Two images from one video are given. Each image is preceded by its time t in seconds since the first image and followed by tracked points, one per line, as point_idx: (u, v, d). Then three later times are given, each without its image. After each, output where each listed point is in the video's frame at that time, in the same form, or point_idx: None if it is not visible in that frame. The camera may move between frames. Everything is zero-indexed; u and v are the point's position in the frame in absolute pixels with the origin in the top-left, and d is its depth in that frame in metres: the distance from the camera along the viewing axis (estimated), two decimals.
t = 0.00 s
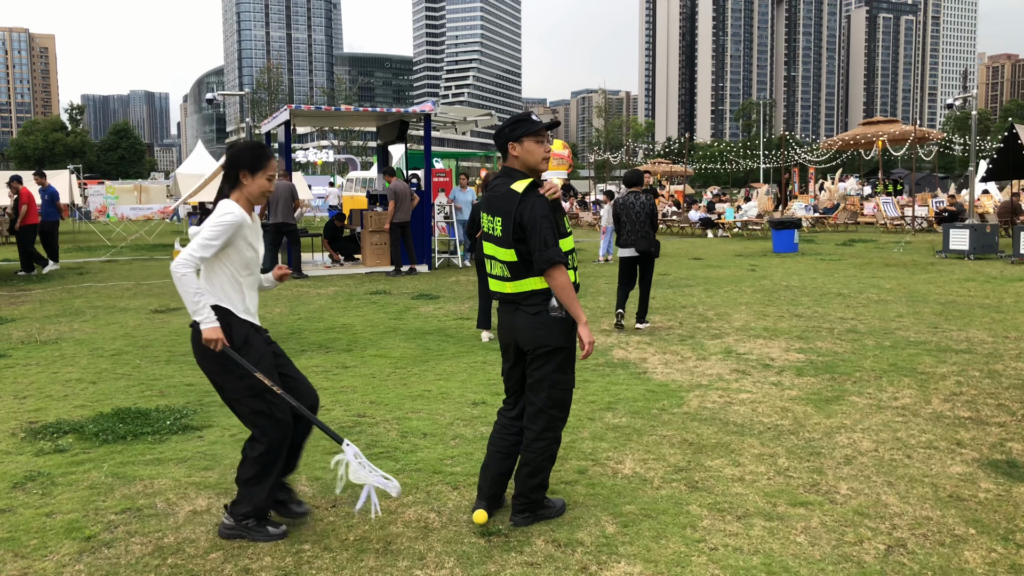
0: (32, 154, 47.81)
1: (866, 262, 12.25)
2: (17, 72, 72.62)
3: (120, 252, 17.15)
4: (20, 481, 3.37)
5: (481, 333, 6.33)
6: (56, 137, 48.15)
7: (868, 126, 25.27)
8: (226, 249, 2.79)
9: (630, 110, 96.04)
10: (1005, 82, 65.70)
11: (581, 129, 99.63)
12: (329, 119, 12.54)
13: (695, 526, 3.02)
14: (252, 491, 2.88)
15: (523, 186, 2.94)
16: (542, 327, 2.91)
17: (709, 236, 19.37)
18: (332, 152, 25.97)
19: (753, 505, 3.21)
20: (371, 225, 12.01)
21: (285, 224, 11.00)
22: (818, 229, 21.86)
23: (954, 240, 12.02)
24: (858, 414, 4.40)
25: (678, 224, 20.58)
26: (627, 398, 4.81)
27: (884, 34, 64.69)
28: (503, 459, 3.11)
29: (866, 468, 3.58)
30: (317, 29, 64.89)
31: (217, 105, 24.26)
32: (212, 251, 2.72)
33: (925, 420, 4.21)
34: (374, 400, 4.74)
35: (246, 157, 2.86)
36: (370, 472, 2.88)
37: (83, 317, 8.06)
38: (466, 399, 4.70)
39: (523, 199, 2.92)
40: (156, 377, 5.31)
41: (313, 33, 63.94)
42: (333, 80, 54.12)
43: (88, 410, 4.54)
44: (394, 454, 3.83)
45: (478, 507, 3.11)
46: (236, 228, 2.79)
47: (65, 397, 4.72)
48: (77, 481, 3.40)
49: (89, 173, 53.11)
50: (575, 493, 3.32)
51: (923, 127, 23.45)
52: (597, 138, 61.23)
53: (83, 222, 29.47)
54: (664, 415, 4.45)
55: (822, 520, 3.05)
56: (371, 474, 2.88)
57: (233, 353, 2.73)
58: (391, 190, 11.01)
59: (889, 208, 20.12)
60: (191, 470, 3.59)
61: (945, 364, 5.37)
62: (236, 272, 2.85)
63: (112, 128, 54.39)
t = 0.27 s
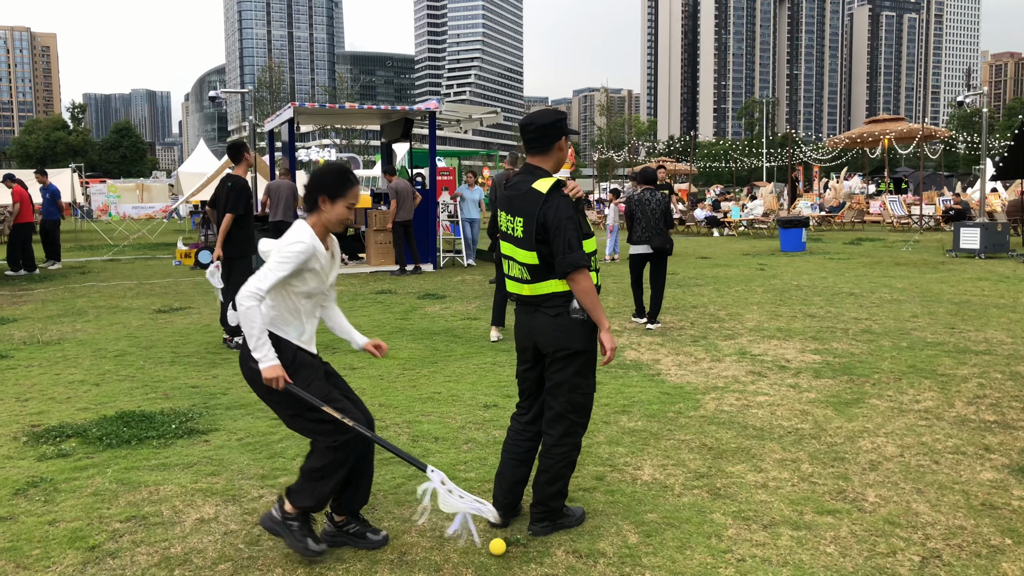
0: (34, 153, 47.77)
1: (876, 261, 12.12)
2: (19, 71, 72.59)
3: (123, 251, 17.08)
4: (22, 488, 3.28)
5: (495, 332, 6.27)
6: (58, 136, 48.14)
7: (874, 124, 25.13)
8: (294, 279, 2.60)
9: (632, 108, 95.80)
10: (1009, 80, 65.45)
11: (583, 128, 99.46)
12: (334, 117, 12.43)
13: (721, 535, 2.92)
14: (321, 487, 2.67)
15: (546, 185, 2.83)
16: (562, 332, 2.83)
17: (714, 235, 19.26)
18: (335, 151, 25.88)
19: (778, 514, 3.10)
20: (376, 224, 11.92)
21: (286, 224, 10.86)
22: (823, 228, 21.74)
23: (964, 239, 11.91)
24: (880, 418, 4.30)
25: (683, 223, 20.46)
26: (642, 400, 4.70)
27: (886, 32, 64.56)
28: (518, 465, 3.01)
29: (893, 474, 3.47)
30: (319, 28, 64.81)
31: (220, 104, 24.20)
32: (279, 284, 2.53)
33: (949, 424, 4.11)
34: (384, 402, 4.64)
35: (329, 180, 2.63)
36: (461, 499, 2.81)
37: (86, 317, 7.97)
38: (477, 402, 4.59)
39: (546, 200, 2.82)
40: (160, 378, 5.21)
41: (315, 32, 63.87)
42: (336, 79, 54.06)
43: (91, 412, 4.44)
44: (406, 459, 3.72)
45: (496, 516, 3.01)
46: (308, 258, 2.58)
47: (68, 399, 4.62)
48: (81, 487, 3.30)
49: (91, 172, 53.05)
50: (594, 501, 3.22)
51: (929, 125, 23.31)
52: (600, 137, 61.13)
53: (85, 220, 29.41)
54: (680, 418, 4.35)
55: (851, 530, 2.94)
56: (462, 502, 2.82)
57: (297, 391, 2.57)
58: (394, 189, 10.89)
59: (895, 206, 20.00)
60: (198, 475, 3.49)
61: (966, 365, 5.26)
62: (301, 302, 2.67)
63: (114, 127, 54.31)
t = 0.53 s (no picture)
0: (53, 153, 48.23)
1: (902, 261, 11.89)
2: (38, 72, 73.36)
3: (140, 250, 17.13)
4: (42, 490, 3.20)
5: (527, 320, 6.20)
6: (76, 136, 48.58)
7: (895, 122, 24.78)
8: (360, 364, 2.30)
9: (646, 108, 95.35)
10: None
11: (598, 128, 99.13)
12: (352, 116, 12.37)
13: (767, 546, 2.79)
14: (373, 517, 2.36)
15: (602, 175, 2.74)
16: (608, 331, 2.71)
17: (733, 234, 19.05)
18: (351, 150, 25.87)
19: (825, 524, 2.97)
20: (394, 223, 11.85)
21: (303, 223, 10.80)
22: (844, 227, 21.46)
23: (992, 238, 11.66)
24: (922, 423, 4.14)
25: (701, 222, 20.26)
26: (674, 404, 4.57)
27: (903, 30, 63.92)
28: (553, 472, 2.89)
29: (943, 484, 3.32)
30: (334, 28, 64.99)
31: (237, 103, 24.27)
32: (337, 365, 2.26)
33: (996, 430, 3.95)
34: (408, 404, 4.54)
35: (412, 275, 2.26)
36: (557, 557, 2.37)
37: (106, 316, 7.94)
38: (504, 404, 4.48)
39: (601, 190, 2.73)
40: (181, 378, 5.14)
41: (329, 33, 64.07)
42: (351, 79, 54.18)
43: (112, 412, 4.37)
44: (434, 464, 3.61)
45: (530, 525, 2.90)
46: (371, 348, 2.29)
47: (88, 400, 4.55)
48: (102, 490, 3.22)
49: (108, 171, 53.48)
50: (631, 509, 3.10)
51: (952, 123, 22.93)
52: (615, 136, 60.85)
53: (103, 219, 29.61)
54: (714, 423, 4.22)
55: (904, 542, 2.81)
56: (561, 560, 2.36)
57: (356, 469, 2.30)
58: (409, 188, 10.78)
59: (917, 205, 19.70)
60: (221, 478, 3.40)
61: (1007, 368, 5.09)
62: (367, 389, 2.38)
63: (131, 127, 54.74)
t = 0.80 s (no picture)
0: (94, 149, 49.20)
1: (955, 259, 11.46)
2: (81, 70, 74.98)
3: (180, 246, 17.32)
4: (88, 492, 3.13)
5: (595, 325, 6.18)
6: (117, 133, 49.52)
7: (943, 117, 24.04)
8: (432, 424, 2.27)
9: (681, 104, 94.22)
10: None
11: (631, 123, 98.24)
12: (390, 111, 12.31)
13: (850, 565, 2.61)
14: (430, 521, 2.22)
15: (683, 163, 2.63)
16: (688, 331, 2.57)
17: (775, 231, 18.62)
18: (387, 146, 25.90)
19: (909, 541, 2.77)
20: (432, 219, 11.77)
21: (343, 218, 10.77)
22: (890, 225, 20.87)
23: None
24: (1001, 432, 3.91)
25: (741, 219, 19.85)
26: (732, 408, 4.40)
27: (948, 23, 62.26)
28: (615, 484, 2.75)
29: None
30: (368, 25, 65.33)
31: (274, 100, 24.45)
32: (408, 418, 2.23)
33: None
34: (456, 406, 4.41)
35: (497, 351, 2.21)
36: None
37: (148, 311, 7.96)
38: (554, 407, 4.34)
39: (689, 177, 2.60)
40: (225, 376, 5.08)
41: (364, 29, 64.39)
42: (385, 76, 54.39)
43: (157, 410, 4.31)
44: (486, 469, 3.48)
45: (593, 540, 2.75)
46: (440, 415, 2.26)
47: (132, 397, 4.52)
48: (148, 493, 3.14)
49: (147, 167, 54.43)
50: (699, 522, 2.93)
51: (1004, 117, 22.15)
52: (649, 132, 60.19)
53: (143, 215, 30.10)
54: (776, 430, 4.03)
55: (999, 563, 2.61)
56: None
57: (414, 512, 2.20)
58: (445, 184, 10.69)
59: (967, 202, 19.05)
60: (269, 481, 3.30)
61: None
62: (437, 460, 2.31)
63: (170, 124, 55.63)
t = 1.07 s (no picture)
0: (117, 143, 49.63)
1: (991, 256, 11.16)
2: (104, 65, 75.65)
3: (203, 240, 17.36)
4: (118, 498, 3.06)
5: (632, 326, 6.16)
6: (139, 127, 49.91)
7: (973, 109, 23.54)
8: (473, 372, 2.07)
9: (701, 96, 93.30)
10: None
11: (650, 116, 97.48)
12: (412, 105, 12.20)
13: None
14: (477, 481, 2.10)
15: (732, 162, 2.46)
16: (742, 337, 2.43)
17: (801, 226, 18.33)
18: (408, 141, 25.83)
19: (976, 557, 2.63)
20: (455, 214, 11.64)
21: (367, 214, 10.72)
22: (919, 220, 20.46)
23: None
24: None
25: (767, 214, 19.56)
26: (774, 412, 4.26)
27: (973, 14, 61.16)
28: (665, 497, 2.63)
29: None
30: (388, 19, 65.25)
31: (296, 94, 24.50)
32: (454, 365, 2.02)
33: None
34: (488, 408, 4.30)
35: (539, 280, 2.06)
36: None
37: (174, 307, 7.93)
38: (591, 409, 4.22)
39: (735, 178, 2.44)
40: (253, 375, 5.01)
41: (383, 23, 64.32)
42: (402, 70, 54.26)
43: (185, 409, 4.23)
44: (523, 475, 3.37)
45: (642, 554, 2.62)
46: (495, 357, 2.05)
47: (160, 397, 4.45)
48: (179, 500, 3.06)
49: (169, 161, 54.85)
50: (751, 534, 2.81)
51: None
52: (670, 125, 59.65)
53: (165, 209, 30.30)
54: (823, 435, 3.89)
55: None
56: None
57: (457, 478, 2.01)
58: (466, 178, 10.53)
59: (999, 197, 18.63)
60: (303, 487, 3.21)
61: None
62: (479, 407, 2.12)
63: (191, 118, 55.98)
